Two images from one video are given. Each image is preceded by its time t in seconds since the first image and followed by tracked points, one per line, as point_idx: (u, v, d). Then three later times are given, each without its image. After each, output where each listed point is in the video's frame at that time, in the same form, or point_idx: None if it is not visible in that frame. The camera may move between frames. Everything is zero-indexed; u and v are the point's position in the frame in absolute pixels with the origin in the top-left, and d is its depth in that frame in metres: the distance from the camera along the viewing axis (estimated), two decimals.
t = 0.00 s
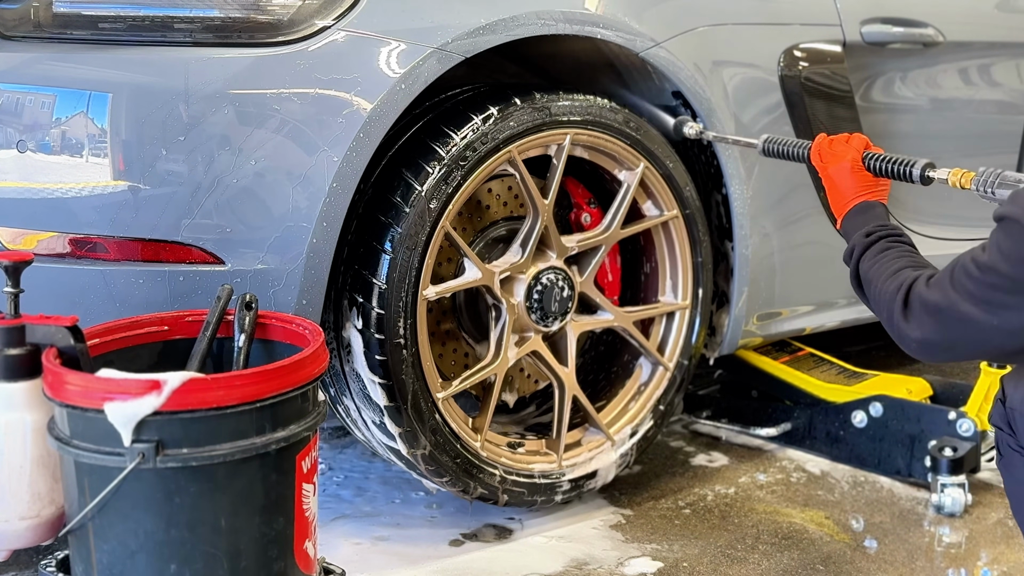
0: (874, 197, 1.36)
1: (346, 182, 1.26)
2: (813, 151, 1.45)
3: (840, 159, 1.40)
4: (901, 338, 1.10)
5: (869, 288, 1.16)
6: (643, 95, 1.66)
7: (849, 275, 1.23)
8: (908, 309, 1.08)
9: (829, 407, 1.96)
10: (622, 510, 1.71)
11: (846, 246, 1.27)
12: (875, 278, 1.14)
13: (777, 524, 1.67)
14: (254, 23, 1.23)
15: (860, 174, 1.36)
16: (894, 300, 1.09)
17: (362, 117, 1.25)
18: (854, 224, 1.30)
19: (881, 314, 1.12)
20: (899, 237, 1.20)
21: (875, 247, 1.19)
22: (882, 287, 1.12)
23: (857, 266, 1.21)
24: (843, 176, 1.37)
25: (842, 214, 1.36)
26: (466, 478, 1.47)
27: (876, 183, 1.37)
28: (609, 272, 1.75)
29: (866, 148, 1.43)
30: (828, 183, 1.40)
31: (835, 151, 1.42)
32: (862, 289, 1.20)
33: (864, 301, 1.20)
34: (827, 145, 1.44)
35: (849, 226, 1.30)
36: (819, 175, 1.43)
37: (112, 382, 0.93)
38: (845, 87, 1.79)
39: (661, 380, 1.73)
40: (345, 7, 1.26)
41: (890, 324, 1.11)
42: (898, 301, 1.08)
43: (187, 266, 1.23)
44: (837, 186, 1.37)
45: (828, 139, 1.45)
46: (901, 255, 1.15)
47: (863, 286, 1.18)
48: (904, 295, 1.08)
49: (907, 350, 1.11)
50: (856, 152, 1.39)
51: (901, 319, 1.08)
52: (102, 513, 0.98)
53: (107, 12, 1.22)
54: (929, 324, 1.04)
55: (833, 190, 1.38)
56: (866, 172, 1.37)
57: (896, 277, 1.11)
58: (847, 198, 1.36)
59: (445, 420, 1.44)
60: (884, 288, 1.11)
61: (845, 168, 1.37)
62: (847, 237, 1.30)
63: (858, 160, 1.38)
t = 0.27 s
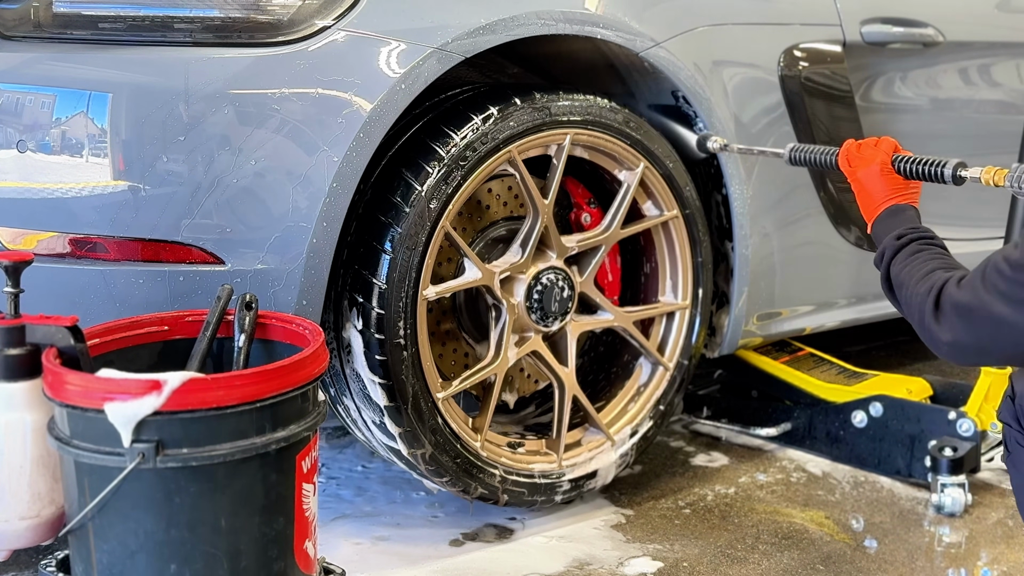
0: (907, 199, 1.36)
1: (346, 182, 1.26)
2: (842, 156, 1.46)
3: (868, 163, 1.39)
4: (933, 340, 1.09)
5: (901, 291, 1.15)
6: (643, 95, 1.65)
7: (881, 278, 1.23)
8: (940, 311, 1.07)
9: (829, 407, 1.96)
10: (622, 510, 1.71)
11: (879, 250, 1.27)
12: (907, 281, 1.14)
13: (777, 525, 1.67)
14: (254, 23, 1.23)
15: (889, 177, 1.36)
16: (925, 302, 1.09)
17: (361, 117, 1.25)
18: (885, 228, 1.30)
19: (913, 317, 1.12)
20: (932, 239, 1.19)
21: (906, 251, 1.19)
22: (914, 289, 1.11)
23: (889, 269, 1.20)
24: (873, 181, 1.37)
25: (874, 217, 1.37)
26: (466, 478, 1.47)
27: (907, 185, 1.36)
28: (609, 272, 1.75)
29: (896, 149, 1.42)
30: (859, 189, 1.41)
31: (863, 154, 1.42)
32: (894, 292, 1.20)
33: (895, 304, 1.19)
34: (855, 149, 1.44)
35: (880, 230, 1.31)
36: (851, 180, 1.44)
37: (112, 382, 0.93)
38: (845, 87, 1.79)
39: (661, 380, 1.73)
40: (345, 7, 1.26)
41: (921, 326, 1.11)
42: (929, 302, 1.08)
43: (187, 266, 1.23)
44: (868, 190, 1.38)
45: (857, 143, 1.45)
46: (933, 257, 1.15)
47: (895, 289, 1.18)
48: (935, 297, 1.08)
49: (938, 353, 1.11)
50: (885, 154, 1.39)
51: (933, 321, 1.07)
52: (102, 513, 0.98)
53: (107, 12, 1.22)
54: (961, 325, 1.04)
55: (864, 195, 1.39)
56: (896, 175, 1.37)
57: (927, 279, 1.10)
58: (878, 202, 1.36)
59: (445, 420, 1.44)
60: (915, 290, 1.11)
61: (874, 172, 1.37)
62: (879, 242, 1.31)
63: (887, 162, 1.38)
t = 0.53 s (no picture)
0: (941, 206, 1.35)
1: (346, 182, 1.26)
2: (875, 166, 1.46)
3: (903, 170, 1.40)
4: (970, 343, 1.07)
5: (937, 294, 1.13)
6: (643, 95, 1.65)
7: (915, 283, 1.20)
8: (979, 312, 1.05)
9: (829, 407, 1.96)
10: (622, 509, 1.71)
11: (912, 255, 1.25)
12: (944, 283, 1.11)
13: (777, 525, 1.67)
14: (254, 23, 1.23)
15: (923, 184, 1.36)
16: (964, 303, 1.06)
17: (361, 117, 1.25)
18: (920, 233, 1.28)
19: (950, 320, 1.09)
20: (969, 243, 1.17)
21: (942, 254, 1.16)
22: (952, 291, 1.09)
23: (923, 272, 1.18)
24: (909, 187, 1.37)
25: (908, 225, 1.36)
26: (466, 478, 1.47)
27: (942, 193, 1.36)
28: (609, 272, 1.75)
29: (929, 159, 1.43)
30: (892, 197, 1.40)
31: (896, 163, 1.42)
32: (928, 296, 1.17)
33: (931, 309, 1.17)
34: (889, 159, 1.45)
35: (916, 234, 1.28)
36: (883, 190, 1.43)
37: (112, 382, 0.93)
38: (845, 87, 1.79)
39: (661, 380, 1.73)
40: (345, 7, 1.26)
41: (959, 329, 1.08)
42: (969, 304, 1.05)
43: (187, 266, 1.23)
44: (902, 198, 1.37)
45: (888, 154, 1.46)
46: (970, 260, 1.12)
47: (930, 292, 1.15)
48: (975, 298, 1.05)
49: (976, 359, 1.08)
50: (919, 163, 1.39)
51: (972, 323, 1.05)
52: (102, 513, 0.98)
53: (107, 12, 1.22)
54: (1003, 326, 1.01)
55: (898, 203, 1.38)
56: (930, 183, 1.37)
57: (966, 280, 1.08)
58: (914, 210, 1.35)
59: (445, 420, 1.44)
60: (954, 292, 1.09)
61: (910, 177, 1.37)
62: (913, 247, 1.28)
63: (921, 170, 1.38)
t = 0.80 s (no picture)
0: (970, 230, 1.36)
1: (347, 182, 1.26)
2: (903, 192, 1.47)
3: (931, 194, 1.41)
4: (1009, 354, 1.09)
5: (971, 309, 1.15)
6: (642, 95, 1.65)
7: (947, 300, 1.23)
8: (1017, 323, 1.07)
9: (829, 407, 1.96)
10: (623, 510, 1.71)
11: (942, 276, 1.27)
12: (980, 298, 1.14)
13: (777, 525, 1.67)
14: (254, 23, 1.23)
15: (953, 208, 1.37)
16: (1001, 314, 1.09)
17: (361, 117, 1.24)
18: (951, 255, 1.31)
19: (987, 332, 1.12)
20: (999, 261, 1.20)
21: (976, 272, 1.19)
22: (988, 305, 1.12)
23: (956, 290, 1.21)
24: (938, 211, 1.37)
25: (937, 248, 1.36)
26: (466, 479, 1.47)
27: (972, 216, 1.37)
28: (610, 272, 1.75)
29: (958, 183, 1.44)
30: (921, 221, 1.41)
31: (925, 187, 1.44)
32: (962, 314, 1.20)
33: (964, 326, 1.19)
34: (917, 185, 1.46)
35: (946, 258, 1.30)
36: (912, 214, 1.44)
37: (112, 382, 0.93)
38: (845, 87, 1.80)
39: (661, 380, 1.73)
40: (345, 7, 1.26)
41: (996, 342, 1.10)
42: (1006, 314, 1.08)
43: (187, 266, 1.23)
44: (931, 222, 1.38)
45: (918, 180, 1.47)
46: (1002, 276, 1.16)
47: (963, 308, 1.18)
48: (1013, 309, 1.08)
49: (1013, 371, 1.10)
50: (947, 186, 1.40)
51: (1010, 333, 1.08)
52: (103, 513, 0.98)
53: (107, 12, 1.22)
54: None
55: (926, 227, 1.39)
56: (960, 206, 1.37)
57: (1001, 293, 1.11)
58: (942, 233, 1.36)
59: (445, 420, 1.44)
60: (989, 305, 1.11)
61: (940, 201, 1.38)
62: (944, 270, 1.30)
63: (950, 193, 1.39)
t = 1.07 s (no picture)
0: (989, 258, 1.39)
1: (347, 183, 1.26)
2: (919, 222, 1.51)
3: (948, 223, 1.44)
4: None
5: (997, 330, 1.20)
6: (643, 95, 1.65)
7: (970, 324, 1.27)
8: None
9: (829, 407, 1.96)
10: (623, 509, 1.71)
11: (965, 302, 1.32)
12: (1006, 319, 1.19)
13: (777, 525, 1.67)
14: (254, 23, 1.23)
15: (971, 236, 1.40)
16: None
17: (361, 118, 1.24)
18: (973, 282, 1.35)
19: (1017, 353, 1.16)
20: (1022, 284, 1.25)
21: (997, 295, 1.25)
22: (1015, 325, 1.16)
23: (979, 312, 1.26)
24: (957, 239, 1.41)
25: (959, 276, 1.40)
26: (467, 479, 1.48)
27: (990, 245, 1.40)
28: (609, 271, 1.77)
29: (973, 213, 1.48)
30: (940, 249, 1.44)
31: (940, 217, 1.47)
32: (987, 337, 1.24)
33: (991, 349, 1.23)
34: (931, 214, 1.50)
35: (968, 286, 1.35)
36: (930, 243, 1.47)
37: (112, 382, 0.93)
38: (845, 87, 1.80)
39: (661, 380, 1.73)
40: (345, 7, 1.25)
41: None
42: None
43: (187, 266, 1.23)
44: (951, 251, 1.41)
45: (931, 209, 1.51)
46: None
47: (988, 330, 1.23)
48: None
49: None
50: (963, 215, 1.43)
51: None
52: (103, 513, 0.98)
53: (107, 12, 1.23)
54: None
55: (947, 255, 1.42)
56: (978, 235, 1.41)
57: None
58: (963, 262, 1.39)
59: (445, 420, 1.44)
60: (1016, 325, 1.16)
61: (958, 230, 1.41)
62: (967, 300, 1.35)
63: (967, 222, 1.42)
